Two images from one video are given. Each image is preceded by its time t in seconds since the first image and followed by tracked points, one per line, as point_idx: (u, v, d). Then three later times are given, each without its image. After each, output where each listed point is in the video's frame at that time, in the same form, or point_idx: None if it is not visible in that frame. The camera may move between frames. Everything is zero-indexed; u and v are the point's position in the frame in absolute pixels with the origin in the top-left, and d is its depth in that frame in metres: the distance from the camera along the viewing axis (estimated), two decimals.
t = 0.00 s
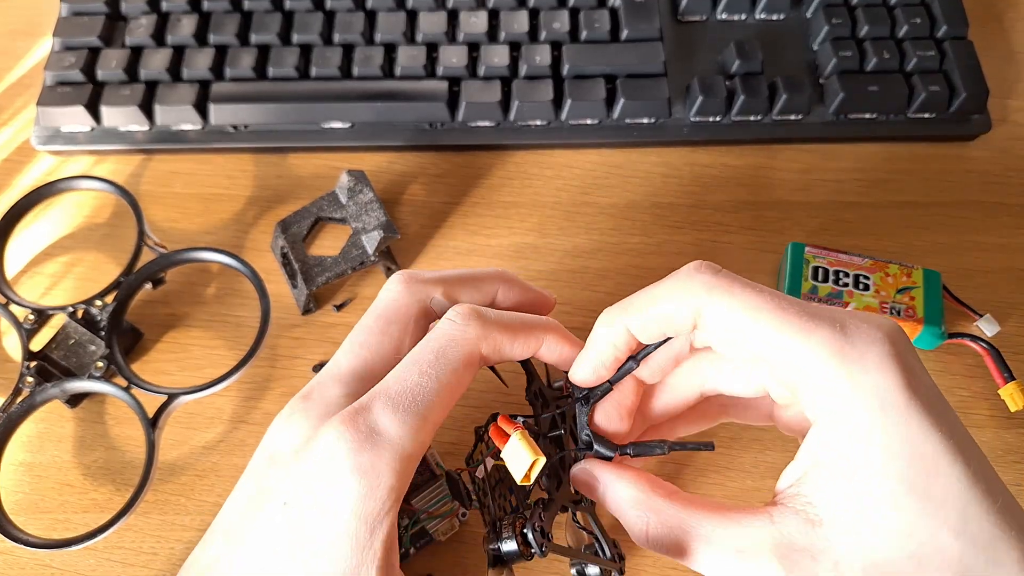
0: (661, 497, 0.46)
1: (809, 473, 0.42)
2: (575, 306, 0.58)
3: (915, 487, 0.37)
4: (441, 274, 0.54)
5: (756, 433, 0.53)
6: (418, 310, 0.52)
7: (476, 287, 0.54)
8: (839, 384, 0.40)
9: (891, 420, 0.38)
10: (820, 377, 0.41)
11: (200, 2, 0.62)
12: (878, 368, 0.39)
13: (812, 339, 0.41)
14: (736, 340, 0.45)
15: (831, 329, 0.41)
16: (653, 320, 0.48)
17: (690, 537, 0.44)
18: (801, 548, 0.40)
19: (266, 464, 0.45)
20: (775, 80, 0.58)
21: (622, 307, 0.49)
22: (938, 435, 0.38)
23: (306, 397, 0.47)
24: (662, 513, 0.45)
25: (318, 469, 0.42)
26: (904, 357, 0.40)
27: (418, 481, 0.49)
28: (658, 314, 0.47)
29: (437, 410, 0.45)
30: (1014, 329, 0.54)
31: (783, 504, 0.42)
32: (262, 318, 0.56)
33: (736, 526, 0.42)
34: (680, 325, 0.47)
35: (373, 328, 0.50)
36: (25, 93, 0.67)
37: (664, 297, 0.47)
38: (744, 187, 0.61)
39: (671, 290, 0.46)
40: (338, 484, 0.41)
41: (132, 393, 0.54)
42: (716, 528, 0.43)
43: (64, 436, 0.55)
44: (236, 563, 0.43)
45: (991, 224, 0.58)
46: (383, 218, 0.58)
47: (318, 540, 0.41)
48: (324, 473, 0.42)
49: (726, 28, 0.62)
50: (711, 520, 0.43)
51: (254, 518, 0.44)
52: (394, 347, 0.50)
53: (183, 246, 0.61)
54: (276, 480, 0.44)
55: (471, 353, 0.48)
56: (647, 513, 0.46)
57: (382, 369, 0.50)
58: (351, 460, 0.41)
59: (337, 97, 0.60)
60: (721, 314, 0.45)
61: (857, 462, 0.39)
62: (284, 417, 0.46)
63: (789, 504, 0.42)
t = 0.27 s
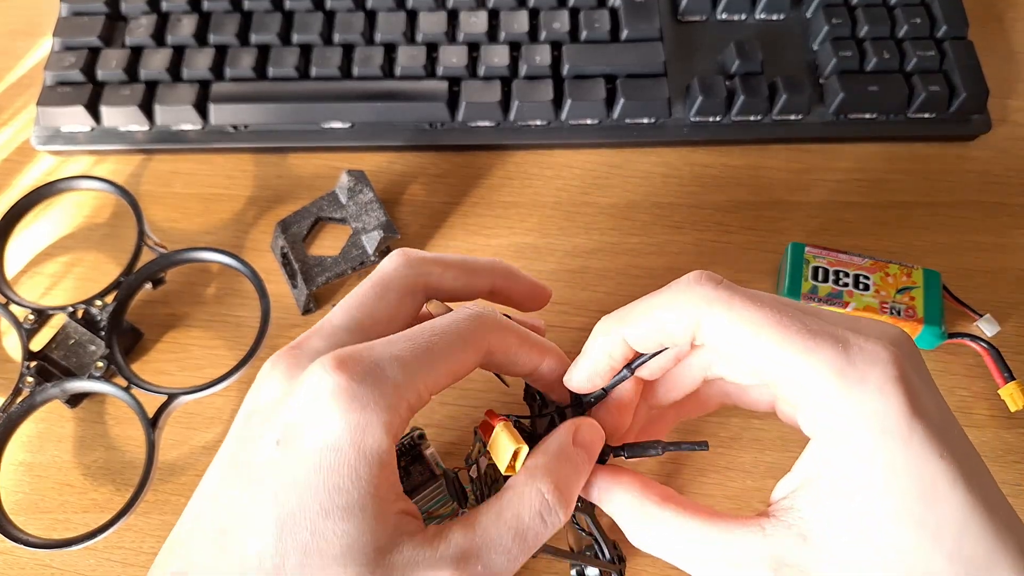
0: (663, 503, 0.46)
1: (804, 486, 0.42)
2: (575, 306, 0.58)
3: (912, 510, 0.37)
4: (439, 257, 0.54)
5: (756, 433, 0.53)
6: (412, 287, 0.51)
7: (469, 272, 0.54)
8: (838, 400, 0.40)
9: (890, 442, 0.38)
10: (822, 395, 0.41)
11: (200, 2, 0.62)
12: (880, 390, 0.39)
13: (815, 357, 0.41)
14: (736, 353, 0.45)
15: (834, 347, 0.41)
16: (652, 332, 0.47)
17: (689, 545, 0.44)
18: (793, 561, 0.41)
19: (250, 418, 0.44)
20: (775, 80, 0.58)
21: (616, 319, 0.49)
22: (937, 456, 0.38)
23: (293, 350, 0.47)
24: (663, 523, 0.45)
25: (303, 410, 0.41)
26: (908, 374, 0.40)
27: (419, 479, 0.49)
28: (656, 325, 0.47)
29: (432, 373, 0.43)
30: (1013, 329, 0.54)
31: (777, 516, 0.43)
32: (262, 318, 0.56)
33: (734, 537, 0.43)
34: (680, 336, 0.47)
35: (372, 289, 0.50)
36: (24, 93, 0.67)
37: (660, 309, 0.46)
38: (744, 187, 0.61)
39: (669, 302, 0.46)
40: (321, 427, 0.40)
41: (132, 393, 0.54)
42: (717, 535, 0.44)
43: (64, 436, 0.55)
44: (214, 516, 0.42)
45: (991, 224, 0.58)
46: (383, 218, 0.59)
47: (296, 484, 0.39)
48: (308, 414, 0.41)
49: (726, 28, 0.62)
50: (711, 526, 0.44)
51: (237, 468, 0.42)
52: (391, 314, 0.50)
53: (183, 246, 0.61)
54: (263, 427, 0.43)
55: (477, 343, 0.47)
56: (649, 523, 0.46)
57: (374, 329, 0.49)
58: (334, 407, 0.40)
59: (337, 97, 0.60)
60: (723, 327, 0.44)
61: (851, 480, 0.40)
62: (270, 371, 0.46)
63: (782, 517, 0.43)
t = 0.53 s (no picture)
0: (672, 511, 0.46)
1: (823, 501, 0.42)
2: (575, 305, 0.58)
3: (932, 522, 0.37)
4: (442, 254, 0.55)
5: (756, 433, 0.53)
6: (415, 279, 0.53)
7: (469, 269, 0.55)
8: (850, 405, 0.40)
9: (909, 454, 0.38)
10: (836, 406, 0.40)
11: (201, 3, 0.62)
12: (898, 402, 0.39)
13: (830, 369, 0.40)
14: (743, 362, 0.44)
15: (849, 358, 0.40)
16: (660, 338, 0.48)
17: (706, 552, 0.44)
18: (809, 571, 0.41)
19: (246, 376, 0.45)
20: (774, 80, 0.59)
21: (622, 322, 0.49)
22: (956, 464, 0.38)
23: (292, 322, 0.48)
24: (681, 533, 0.45)
25: (304, 357, 0.42)
26: (924, 384, 0.40)
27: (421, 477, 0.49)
28: (661, 334, 0.47)
29: (428, 344, 0.45)
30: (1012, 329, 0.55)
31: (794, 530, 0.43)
32: (262, 318, 0.56)
33: (746, 549, 0.43)
34: (685, 343, 0.47)
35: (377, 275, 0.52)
36: (25, 93, 0.67)
37: (668, 317, 0.46)
38: (743, 187, 0.61)
39: (677, 311, 0.46)
40: (323, 372, 0.41)
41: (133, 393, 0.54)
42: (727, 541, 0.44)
43: (65, 436, 0.55)
44: (198, 472, 0.40)
45: (989, 224, 0.58)
46: (383, 218, 0.59)
47: (297, 427, 0.40)
48: (309, 361, 0.42)
49: (725, 28, 0.62)
50: (721, 534, 0.44)
51: (226, 424, 0.42)
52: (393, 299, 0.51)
53: (184, 246, 0.61)
54: (255, 381, 0.43)
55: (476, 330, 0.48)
56: (667, 532, 0.46)
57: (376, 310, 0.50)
58: (339, 356, 0.42)
59: (338, 98, 0.60)
60: (734, 338, 0.44)
61: (867, 491, 0.39)
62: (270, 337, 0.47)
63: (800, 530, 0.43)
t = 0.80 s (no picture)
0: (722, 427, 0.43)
1: (873, 450, 0.41)
2: (575, 305, 0.58)
3: (975, 459, 0.38)
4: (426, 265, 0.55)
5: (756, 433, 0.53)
6: (396, 292, 0.53)
7: (453, 277, 0.55)
8: (895, 373, 0.41)
9: (951, 397, 0.40)
10: (876, 361, 0.42)
11: (201, 3, 0.62)
12: (939, 353, 0.41)
13: (869, 326, 0.43)
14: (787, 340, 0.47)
15: (887, 318, 0.43)
16: (693, 322, 0.49)
17: (751, 480, 0.41)
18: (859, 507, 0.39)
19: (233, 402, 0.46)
20: (774, 81, 0.59)
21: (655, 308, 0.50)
22: (990, 412, 0.40)
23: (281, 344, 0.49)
24: (725, 451, 0.42)
25: (281, 381, 0.42)
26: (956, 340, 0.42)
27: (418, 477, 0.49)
28: (699, 317, 0.49)
29: (409, 358, 0.45)
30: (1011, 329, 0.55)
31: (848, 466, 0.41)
32: (263, 318, 0.56)
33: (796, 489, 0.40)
34: (716, 331, 0.49)
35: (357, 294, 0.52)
36: (26, 93, 0.67)
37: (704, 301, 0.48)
38: (743, 188, 0.61)
39: (713, 296, 0.48)
40: (298, 394, 0.41)
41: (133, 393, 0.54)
42: (779, 468, 0.41)
43: (65, 436, 0.55)
44: (192, 498, 0.41)
45: (989, 224, 0.58)
46: (383, 218, 0.59)
47: (279, 444, 0.40)
48: (288, 380, 0.42)
49: (725, 29, 0.62)
50: (769, 453, 0.42)
51: (216, 451, 0.43)
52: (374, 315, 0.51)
53: (184, 246, 0.61)
54: (241, 406, 0.44)
55: (460, 342, 0.48)
56: (709, 448, 0.42)
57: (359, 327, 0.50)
58: (315, 373, 0.42)
59: (338, 98, 0.60)
60: (773, 311, 0.46)
61: (913, 427, 0.40)
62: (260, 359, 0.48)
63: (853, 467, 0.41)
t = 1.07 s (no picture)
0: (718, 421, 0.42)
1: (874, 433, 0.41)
2: (574, 305, 0.58)
3: (969, 441, 0.39)
4: (419, 265, 0.55)
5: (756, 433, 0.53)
6: (389, 292, 0.53)
7: (446, 277, 0.55)
8: (895, 358, 0.42)
9: (946, 379, 0.40)
10: (880, 340, 0.43)
11: (201, 3, 0.62)
12: (937, 337, 0.41)
13: (872, 306, 0.43)
14: (796, 326, 0.48)
15: (891, 298, 0.43)
16: (703, 310, 0.50)
17: (749, 470, 0.41)
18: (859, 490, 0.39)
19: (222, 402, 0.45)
20: (774, 81, 0.59)
21: (667, 304, 0.50)
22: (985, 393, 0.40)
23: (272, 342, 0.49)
24: (717, 449, 0.42)
25: (271, 378, 0.42)
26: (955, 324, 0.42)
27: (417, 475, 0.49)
28: (708, 306, 0.49)
29: (395, 361, 0.45)
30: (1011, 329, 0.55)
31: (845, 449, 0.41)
32: (263, 318, 0.56)
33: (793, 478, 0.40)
34: (726, 317, 0.49)
35: (349, 295, 0.52)
36: (26, 93, 0.67)
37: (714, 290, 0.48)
38: (743, 188, 0.61)
39: (724, 284, 0.48)
40: (288, 390, 0.42)
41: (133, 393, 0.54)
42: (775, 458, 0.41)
43: (65, 436, 0.55)
44: (181, 498, 0.41)
45: (988, 224, 0.58)
46: (384, 218, 0.59)
47: (268, 438, 0.40)
48: (274, 377, 0.42)
49: (725, 29, 0.62)
50: (764, 444, 0.41)
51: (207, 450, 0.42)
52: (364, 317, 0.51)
53: (184, 246, 0.61)
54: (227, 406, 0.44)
55: (450, 344, 0.47)
56: (702, 446, 0.42)
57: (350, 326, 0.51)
58: (303, 370, 0.42)
59: (338, 98, 0.60)
60: (781, 294, 0.47)
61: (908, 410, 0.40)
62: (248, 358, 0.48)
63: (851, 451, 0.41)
